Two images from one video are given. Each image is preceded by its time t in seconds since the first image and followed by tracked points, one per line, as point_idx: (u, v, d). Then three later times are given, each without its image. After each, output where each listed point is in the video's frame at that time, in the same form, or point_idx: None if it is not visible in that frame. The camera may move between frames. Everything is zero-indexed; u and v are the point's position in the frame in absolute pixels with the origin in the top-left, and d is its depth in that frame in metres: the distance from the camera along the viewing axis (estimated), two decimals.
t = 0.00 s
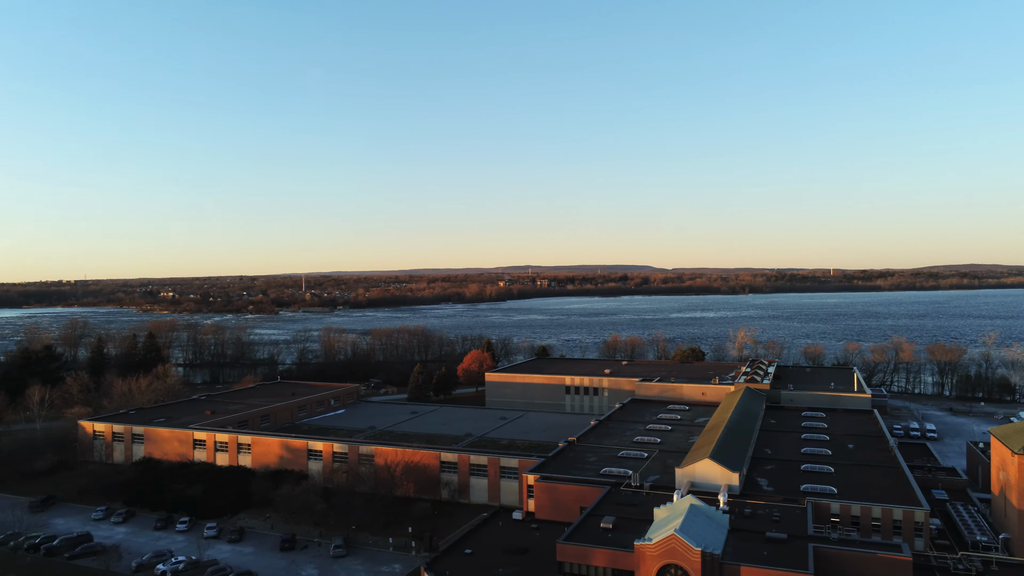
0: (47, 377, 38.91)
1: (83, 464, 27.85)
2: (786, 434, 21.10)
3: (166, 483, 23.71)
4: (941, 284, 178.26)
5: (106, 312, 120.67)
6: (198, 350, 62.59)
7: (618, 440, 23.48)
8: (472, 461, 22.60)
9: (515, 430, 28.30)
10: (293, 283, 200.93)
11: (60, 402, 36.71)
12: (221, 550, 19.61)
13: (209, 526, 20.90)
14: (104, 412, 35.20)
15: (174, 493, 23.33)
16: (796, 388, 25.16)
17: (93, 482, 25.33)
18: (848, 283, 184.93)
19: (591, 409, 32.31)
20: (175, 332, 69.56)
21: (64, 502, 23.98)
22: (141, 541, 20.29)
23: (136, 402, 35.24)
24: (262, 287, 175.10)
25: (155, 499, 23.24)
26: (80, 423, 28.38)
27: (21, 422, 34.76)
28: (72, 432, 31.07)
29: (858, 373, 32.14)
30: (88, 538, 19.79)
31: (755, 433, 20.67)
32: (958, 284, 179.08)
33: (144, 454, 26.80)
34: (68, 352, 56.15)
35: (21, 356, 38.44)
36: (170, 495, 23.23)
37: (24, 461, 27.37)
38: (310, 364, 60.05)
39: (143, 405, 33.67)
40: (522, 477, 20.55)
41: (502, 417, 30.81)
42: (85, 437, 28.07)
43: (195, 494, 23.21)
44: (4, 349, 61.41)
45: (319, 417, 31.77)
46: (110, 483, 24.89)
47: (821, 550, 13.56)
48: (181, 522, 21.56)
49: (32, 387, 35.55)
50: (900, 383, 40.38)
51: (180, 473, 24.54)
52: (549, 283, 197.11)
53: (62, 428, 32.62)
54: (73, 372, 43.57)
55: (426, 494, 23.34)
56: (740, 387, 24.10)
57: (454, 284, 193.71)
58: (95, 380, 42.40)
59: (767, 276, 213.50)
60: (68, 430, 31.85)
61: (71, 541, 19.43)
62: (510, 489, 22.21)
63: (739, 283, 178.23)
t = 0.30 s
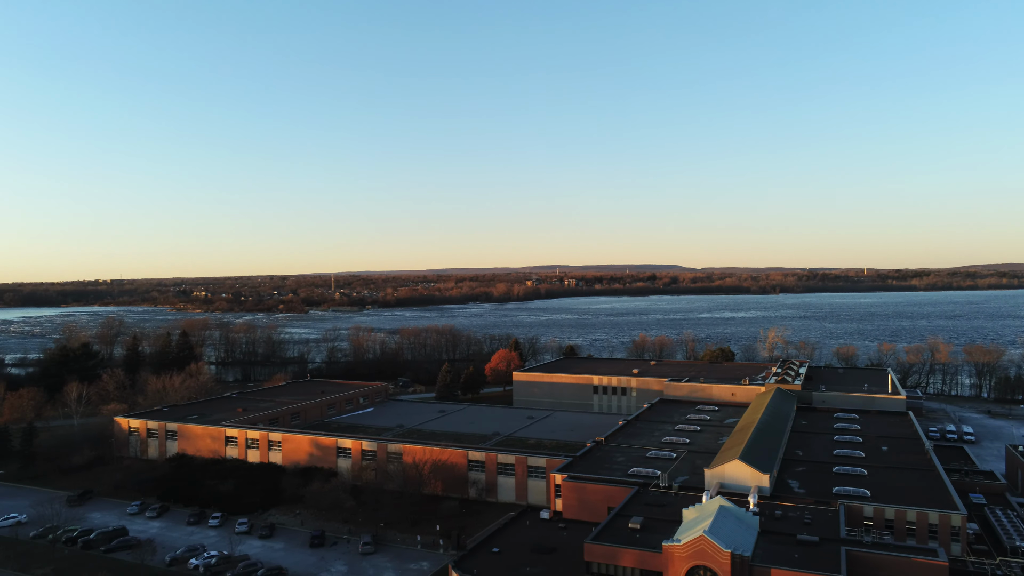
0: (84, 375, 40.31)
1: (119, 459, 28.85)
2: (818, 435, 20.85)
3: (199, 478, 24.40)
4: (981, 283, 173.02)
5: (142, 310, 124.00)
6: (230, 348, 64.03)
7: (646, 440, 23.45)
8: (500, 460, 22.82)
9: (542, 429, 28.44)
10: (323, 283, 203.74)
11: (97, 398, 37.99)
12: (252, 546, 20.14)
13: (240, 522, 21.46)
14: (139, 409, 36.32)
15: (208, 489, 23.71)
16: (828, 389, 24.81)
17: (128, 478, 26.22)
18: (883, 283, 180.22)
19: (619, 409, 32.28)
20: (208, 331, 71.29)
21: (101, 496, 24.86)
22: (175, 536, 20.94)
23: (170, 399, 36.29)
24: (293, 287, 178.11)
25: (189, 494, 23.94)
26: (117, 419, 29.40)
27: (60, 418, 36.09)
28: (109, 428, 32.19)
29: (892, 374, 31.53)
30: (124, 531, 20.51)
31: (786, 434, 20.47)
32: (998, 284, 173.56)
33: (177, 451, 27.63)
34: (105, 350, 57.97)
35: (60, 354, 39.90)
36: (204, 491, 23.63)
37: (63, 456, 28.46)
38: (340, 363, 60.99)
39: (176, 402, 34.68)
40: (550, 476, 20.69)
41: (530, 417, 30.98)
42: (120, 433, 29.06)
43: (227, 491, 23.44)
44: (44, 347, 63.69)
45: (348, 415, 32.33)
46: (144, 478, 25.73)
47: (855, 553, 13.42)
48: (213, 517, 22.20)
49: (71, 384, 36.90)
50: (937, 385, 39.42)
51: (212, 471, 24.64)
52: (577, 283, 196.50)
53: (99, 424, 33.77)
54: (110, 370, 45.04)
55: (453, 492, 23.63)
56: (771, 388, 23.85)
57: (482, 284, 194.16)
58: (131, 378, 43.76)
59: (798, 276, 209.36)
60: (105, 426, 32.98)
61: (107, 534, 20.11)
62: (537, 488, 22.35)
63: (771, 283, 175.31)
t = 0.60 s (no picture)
0: (121, 372, 41.63)
1: (154, 455, 29.75)
2: (851, 437, 20.54)
3: (231, 475, 25.11)
4: None
5: (176, 309, 127.15)
6: (262, 347, 65.38)
7: (675, 441, 23.37)
8: (527, 459, 23.00)
9: (570, 429, 28.52)
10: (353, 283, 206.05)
11: (133, 395, 39.22)
12: (283, 542, 20.64)
13: (271, 519, 22.04)
14: (173, 406, 37.38)
15: (239, 486, 24.53)
16: (862, 391, 24.40)
17: (162, 473, 27.08)
18: (918, 283, 175.07)
19: (648, 409, 32.17)
20: (240, 330, 72.88)
21: (136, 492, 25.75)
22: (208, 531, 21.57)
23: (203, 396, 37.27)
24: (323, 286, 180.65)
25: (221, 490, 24.63)
26: (151, 417, 30.31)
27: (97, 414, 37.35)
28: (144, 424, 33.21)
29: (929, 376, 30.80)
30: (157, 526, 21.18)
31: (818, 436, 20.22)
32: None
33: (209, 447, 28.38)
34: (140, 348, 59.72)
35: (97, 352, 41.28)
36: (235, 487, 24.49)
37: (100, 452, 29.47)
38: (369, 362, 61.84)
39: (208, 400, 35.61)
40: (578, 476, 20.79)
41: (557, 416, 31.06)
42: (155, 430, 29.95)
43: (258, 488, 24.26)
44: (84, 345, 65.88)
45: (377, 414, 32.84)
46: (176, 474, 26.55)
47: (889, 557, 13.25)
48: (244, 514, 22.82)
49: (108, 382, 38.17)
50: (976, 387, 38.35)
51: (244, 467, 25.52)
52: (606, 283, 195.33)
53: (134, 421, 34.88)
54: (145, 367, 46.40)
55: (481, 491, 23.87)
56: (802, 389, 23.55)
57: (509, 284, 194.27)
58: (165, 375, 45.04)
59: (831, 276, 204.68)
60: (140, 422, 34.05)
61: (141, 529, 20.80)
62: (565, 489, 22.46)
63: (803, 283, 171.86)
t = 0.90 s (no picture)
0: (155, 370, 42.92)
1: (187, 451, 30.67)
2: (886, 440, 20.21)
3: (261, 472, 25.92)
4: None
5: (210, 308, 130.09)
6: (292, 346, 66.69)
7: (704, 442, 23.26)
8: (555, 458, 23.16)
9: (598, 429, 28.57)
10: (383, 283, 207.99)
11: (167, 393, 40.42)
12: (313, 538, 21.14)
13: (301, 515, 22.60)
14: (206, 403, 38.42)
15: (269, 482, 25.29)
16: (897, 392, 23.96)
17: (195, 468, 27.93)
18: (956, 283, 169.62)
19: (677, 409, 32.02)
20: (271, 329, 74.41)
21: (171, 487, 26.63)
22: (240, 527, 22.22)
23: (235, 394, 38.22)
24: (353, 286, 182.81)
25: (252, 486, 25.31)
26: (184, 414, 31.24)
27: (134, 411, 38.58)
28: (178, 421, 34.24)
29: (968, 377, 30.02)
30: (191, 521, 21.88)
31: (851, 438, 19.93)
32: None
33: (242, 444, 29.16)
34: (174, 347, 61.39)
35: (133, 350, 42.64)
36: (265, 483, 25.23)
37: (135, 448, 30.51)
38: (398, 361, 62.62)
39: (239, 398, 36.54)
40: (606, 477, 20.86)
41: (585, 416, 31.13)
42: (188, 427, 30.87)
43: (288, 484, 25.01)
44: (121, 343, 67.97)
45: (405, 412, 33.31)
46: (210, 470, 27.38)
47: (924, 562, 13.08)
48: (275, 510, 23.42)
49: (143, 379, 39.41)
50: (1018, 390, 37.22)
51: (274, 463, 26.39)
52: (634, 283, 193.77)
53: (169, 418, 35.96)
54: (179, 365, 47.74)
55: (509, 490, 24.09)
56: (834, 390, 23.22)
57: (536, 283, 194.22)
58: (198, 373, 46.28)
59: (866, 276, 199.73)
60: (174, 419, 35.09)
61: (175, 524, 21.52)
62: (593, 489, 22.55)
63: (837, 283, 168.11)
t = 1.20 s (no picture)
0: (189, 368, 44.15)
1: (220, 448, 31.55)
2: (922, 442, 19.84)
3: (292, 469, 26.46)
4: None
5: (243, 307, 132.87)
6: (323, 345, 67.86)
7: (735, 443, 23.11)
8: (583, 458, 23.28)
9: (626, 429, 28.57)
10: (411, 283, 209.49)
11: (200, 390, 41.55)
12: (343, 535, 21.62)
13: (331, 512, 23.09)
14: (238, 400, 39.41)
15: (301, 479, 25.83)
16: (934, 394, 23.47)
17: (228, 465, 28.74)
18: (996, 283, 163.48)
19: (707, 410, 31.81)
20: (302, 328, 75.82)
21: (205, 482, 27.46)
22: (271, 523, 22.83)
23: (266, 392, 39.13)
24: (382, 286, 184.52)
25: (284, 483, 25.91)
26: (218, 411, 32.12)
27: (169, 408, 39.77)
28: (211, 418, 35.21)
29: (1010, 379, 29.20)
30: (223, 517, 22.59)
31: (886, 440, 19.61)
32: None
33: (273, 441, 29.89)
34: (208, 345, 62.96)
35: (167, 349, 43.94)
36: (297, 480, 25.78)
37: (170, 444, 31.49)
38: (426, 360, 63.28)
39: (271, 396, 37.42)
40: (634, 477, 20.90)
41: (613, 416, 31.12)
42: (221, 424, 31.72)
43: (319, 482, 25.49)
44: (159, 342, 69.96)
45: (434, 411, 33.73)
46: (243, 467, 28.14)
47: (961, 567, 12.87)
48: (306, 506, 24.00)
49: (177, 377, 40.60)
50: None
51: (306, 462, 26.92)
52: (663, 283, 191.86)
53: (202, 414, 37.00)
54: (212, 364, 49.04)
55: (537, 489, 24.26)
56: (868, 392, 22.87)
57: (565, 283, 192.83)
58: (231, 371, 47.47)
59: (902, 275, 194.11)
60: (206, 416, 36.11)
61: (209, 519, 22.24)
62: (622, 489, 22.60)
63: (871, 283, 163.90)
